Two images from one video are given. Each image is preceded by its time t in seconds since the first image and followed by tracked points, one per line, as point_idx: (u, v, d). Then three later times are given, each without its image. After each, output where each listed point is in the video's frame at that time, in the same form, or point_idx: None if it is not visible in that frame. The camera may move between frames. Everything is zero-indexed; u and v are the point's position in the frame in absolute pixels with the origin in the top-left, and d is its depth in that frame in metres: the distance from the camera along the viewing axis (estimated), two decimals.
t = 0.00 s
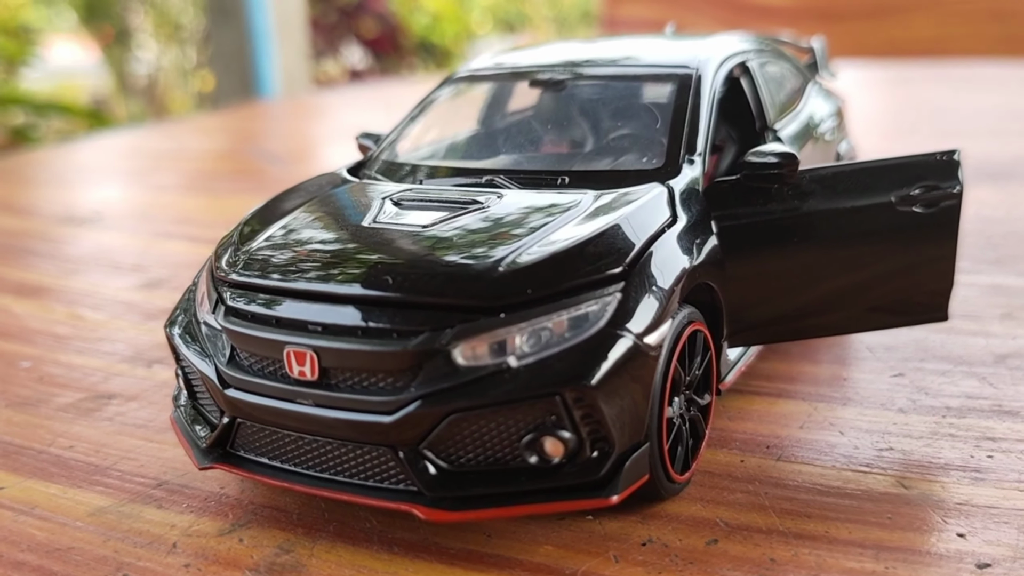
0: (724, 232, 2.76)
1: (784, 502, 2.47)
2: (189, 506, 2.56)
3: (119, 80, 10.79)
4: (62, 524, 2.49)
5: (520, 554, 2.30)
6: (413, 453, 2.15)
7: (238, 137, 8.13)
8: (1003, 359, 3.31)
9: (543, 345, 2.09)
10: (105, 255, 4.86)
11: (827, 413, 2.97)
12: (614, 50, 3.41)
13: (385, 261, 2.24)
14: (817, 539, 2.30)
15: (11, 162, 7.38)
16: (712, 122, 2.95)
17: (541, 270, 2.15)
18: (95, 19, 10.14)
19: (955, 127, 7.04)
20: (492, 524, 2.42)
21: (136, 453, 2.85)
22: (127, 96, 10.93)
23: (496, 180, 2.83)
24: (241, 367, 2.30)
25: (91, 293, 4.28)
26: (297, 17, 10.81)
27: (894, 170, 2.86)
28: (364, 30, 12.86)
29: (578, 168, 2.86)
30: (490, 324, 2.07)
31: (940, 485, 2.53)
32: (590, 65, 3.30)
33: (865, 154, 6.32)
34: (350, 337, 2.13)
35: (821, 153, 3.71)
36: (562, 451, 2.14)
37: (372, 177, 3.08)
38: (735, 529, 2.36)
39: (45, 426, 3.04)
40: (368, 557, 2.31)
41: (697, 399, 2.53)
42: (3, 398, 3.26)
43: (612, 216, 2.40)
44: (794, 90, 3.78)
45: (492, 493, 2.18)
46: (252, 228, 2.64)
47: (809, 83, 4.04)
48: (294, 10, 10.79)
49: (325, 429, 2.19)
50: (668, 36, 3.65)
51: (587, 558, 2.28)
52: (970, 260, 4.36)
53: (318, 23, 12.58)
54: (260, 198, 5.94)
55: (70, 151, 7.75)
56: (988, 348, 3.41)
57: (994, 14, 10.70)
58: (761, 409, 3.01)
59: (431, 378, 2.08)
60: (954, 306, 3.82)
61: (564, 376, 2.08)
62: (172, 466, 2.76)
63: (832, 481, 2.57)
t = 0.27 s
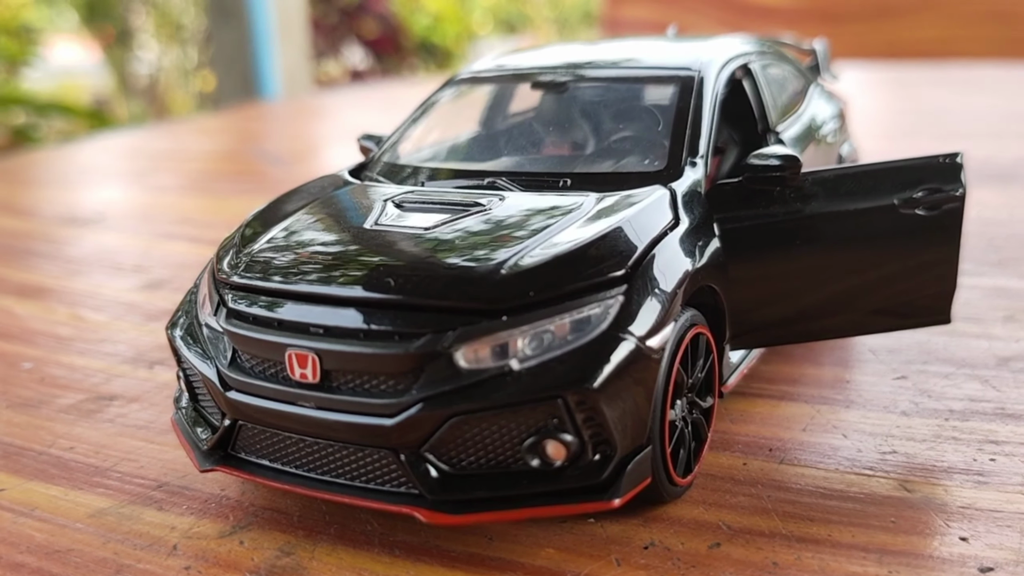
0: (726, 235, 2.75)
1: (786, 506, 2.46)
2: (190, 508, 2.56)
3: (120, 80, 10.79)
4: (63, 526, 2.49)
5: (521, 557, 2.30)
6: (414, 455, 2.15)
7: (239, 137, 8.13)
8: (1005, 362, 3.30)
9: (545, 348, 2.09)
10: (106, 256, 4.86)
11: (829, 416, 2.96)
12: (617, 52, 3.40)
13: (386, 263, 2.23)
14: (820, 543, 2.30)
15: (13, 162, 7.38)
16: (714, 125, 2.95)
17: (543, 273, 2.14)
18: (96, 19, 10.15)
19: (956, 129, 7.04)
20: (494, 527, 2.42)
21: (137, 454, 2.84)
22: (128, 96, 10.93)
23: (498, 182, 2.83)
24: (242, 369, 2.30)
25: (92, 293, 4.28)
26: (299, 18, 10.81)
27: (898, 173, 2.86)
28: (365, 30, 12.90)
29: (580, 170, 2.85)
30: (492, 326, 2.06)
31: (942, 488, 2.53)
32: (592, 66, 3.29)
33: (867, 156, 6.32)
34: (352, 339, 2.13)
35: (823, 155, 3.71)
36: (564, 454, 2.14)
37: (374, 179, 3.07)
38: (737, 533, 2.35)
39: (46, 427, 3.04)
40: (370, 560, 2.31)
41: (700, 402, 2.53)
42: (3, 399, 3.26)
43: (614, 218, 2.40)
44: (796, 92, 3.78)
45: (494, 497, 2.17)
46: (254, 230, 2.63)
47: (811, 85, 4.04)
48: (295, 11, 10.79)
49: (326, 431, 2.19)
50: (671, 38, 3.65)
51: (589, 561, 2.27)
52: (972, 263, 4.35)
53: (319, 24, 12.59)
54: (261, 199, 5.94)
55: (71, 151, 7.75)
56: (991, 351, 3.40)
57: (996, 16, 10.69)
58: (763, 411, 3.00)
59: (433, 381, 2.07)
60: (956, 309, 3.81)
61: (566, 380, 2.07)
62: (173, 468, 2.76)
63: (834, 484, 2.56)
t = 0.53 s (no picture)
0: (729, 236, 2.75)
1: (789, 507, 2.46)
2: (192, 508, 2.56)
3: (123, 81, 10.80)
4: (66, 526, 2.49)
5: (524, 558, 2.30)
6: (418, 456, 2.15)
7: (241, 138, 8.14)
8: (1008, 363, 3.30)
9: (549, 349, 2.09)
10: (108, 256, 4.86)
11: (832, 417, 2.96)
12: (619, 53, 3.40)
13: (390, 264, 2.23)
14: (822, 544, 2.30)
15: (15, 162, 7.39)
16: (717, 126, 2.94)
17: (546, 274, 2.14)
18: (98, 19, 10.14)
19: (959, 130, 7.04)
20: (497, 528, 2.42)
21: (140, 455, 2.85)
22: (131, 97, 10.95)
23: (501, 183, 2.83)
24: (245, 369, 2.30)
25: (95, 294, 4.28)
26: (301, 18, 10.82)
27: (901, 174, 2.86)
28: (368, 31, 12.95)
29: (583, 171, 2.85)
30: (495, 327, 2.06)
31: (945, 490, 2.52)
32: (595, 67, 3.29)
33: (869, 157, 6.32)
34: (355, 340, 2.13)
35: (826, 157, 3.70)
36: (567, 455, 2.14)
37: (376, 180, 3.07)
38: (740, 534, 2.35)
39: (49, 427, 3.04)
40: (372, 561, 2.31)
41: (703, 403, 2.53)
42: (6, 399, 3.26)
43: (618, 219, 2.40)
44: (798, 93, 3.76)
45: (497, 498, 2.17)
46: (257, 231, 2.63)
47: (813, 86, 4.03)
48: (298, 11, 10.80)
49: (329, 432, 2.19)
50: (673, 39, 3.65)
51: (592, 562, 2.27)
52: (975, 263, 4.35)
53: (321, 24, 12.59)
54: (263, 199, 5.95)
55: (74, 151, 7.75)
56: (994, 352, 3.40)
57: (999, 17, 10.68)
58: (765, 412, 3.00)
59: (436, 382, 2.07)
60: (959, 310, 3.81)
61: (569, 381, 2.07)
62: (175, 469, 2.76)
63: (837, 485, 2.56)
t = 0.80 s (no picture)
0: (727, 237, 2.76)
1: (787, 507, 2.47)
2: (191, 508, 2.56)
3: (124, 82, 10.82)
4: (65, 526, 2.50)
5: (522, 558, 2.30)
6: (416, 456, 2.15)
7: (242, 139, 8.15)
8: (1006, 364, 3.30)
9: (546, 350, 2.09)
10: (109, 257, 4.87)
11: (830, 417, 2.97)
12: (618, 54, 3.41)
13: (388, 264, 2.24)
14: (819, 544, 2.30)
15: (16, 164, 7.41)
16: (715, 126, 2.95)
17: (544, 274, 2.15)
18: (100, 20, 10.16)
19: (960, 131, 7.03)
20: (494, 528, 2.42)
21: (139, 455, 2.85)
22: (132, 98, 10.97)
23: (499, 184, 2.84)
24: (244, 370, 2.30)
25: (95, 295, 4.29)
26: (302, 20, 10.83)
27: (900, 175, 2.86)
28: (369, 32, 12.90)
29: (582, 172, 2.86)
30: (493, 327, 2.07)
31: (943, 490, 2.53)
32: (593, 68, 3.30)
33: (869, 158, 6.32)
34: (353, 340, 2.14)
35: (824, 157, 3.70)
36: (564, 455, 2.14)
37: (375, 181, 3.08)
38: (737, 534, 2.36)
39: (49, 428, 3.05)
40: (371, 561, 2.31)
41: (700, 403, 2.53)
42: (6, 400, 3.27)
43: (615, 220, 2.40)
44: (797, 94, 3.77)
45: (494, 498, 2.18)
46: (256, 232, 2.64)
47: (812, 87, 4.03)
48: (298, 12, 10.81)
49: (327, 432, 2.19)
50: (672, 40, 3.65)
51: (589, 562, 2.27)
52: (974, 264, 4.35)
53: (322, 25, 12.61)
54: (263, 200, 5.95)
55: (75, 153, 7.77)
56: (992, 352, 3.40)
57: (1000, 17, 10.67)
58: (764, 413, 3.00)
59: (434, 383, 2.08)
60: (958, 310, 3.82)
61: (566, 381, 2.08)
62: (175, 469, 2.77)
63: (834, 485, 2.56)
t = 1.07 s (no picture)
0: (728, 239, 2.76)
1: (787, 509, 2.47)
2: (193, 510, 2.57)
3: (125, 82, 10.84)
4: (66, 527, 2.50)
5: (523, 560, 2.30)
6: (417, 458, 2.16)
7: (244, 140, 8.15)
8: (1007, 366, 3.30)
9: (547, 352, 2.09)
10: (110, 258, 4.87)
11: (830, 419, 2.97)
12: (620, 56, 3.41)
13: (389, 266, 2.24)
14: (819, 547, 2.30)
15: (17, 164, 7.41)
16: (716, 129, 2.95)
17: (545, 277, 2.15)
18: (101, 20, 10.17)
19: (962, 133, 7.02)
20: (495, 530, 2.43)
21: (141, 456, 2.86)
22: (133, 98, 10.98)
23: (500, 186, 2.84)
24: (245, 371, 2.31)
25: (96, 296, 4.29)
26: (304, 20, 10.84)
27: (900, 177, 2.86)
28: (369, 33, 12.92)
29: (583, 174, 2.86)
30: (494, 330, 2.07)
31: (943, 493, 2.53)
32: (595, 70, 3.30)
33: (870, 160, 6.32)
34: (354, 342, 2.14)
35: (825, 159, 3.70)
36: (565, 458, 2.14)
37: (377, 183, 3.08)
38: (738, 536, 2.36)
39: (50, 429, 3.05)
40: (372, 563, 2.32)
41: (701, 406, 2.53)
42: (7, 401, 3.27)
43: (616, 222, 2.41)
44: (797, 96, 3.77)
45: (495, 500, 2.18)
46: (258, 233, 2.65)
47: (813, 89, 4.04)
48: (300, 13, 10.82)
49: (328, 434, 2.20)
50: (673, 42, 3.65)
51: (590, 564, 2.28)
52: (975, 267, 4.35)
53: (323, 26, 12.62)
54: (264, 201, 5.96)
55: (76, 153, 7.77)
56: (993, 355, 3.40)
57: (1003, 19, 10.65)
58: (764, 415, 3.01)
59: (435, 385, 2.08)
60: (958, 313, 3.82)
61: (567, 383, 2.08)
62: (176, 470, 2.77)
63: (834, 488, 2.57)
